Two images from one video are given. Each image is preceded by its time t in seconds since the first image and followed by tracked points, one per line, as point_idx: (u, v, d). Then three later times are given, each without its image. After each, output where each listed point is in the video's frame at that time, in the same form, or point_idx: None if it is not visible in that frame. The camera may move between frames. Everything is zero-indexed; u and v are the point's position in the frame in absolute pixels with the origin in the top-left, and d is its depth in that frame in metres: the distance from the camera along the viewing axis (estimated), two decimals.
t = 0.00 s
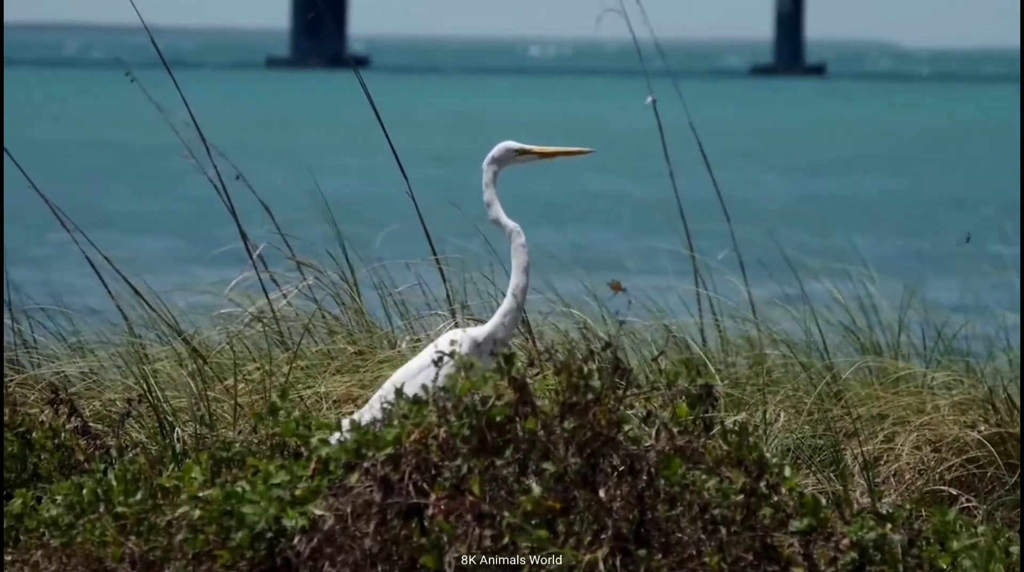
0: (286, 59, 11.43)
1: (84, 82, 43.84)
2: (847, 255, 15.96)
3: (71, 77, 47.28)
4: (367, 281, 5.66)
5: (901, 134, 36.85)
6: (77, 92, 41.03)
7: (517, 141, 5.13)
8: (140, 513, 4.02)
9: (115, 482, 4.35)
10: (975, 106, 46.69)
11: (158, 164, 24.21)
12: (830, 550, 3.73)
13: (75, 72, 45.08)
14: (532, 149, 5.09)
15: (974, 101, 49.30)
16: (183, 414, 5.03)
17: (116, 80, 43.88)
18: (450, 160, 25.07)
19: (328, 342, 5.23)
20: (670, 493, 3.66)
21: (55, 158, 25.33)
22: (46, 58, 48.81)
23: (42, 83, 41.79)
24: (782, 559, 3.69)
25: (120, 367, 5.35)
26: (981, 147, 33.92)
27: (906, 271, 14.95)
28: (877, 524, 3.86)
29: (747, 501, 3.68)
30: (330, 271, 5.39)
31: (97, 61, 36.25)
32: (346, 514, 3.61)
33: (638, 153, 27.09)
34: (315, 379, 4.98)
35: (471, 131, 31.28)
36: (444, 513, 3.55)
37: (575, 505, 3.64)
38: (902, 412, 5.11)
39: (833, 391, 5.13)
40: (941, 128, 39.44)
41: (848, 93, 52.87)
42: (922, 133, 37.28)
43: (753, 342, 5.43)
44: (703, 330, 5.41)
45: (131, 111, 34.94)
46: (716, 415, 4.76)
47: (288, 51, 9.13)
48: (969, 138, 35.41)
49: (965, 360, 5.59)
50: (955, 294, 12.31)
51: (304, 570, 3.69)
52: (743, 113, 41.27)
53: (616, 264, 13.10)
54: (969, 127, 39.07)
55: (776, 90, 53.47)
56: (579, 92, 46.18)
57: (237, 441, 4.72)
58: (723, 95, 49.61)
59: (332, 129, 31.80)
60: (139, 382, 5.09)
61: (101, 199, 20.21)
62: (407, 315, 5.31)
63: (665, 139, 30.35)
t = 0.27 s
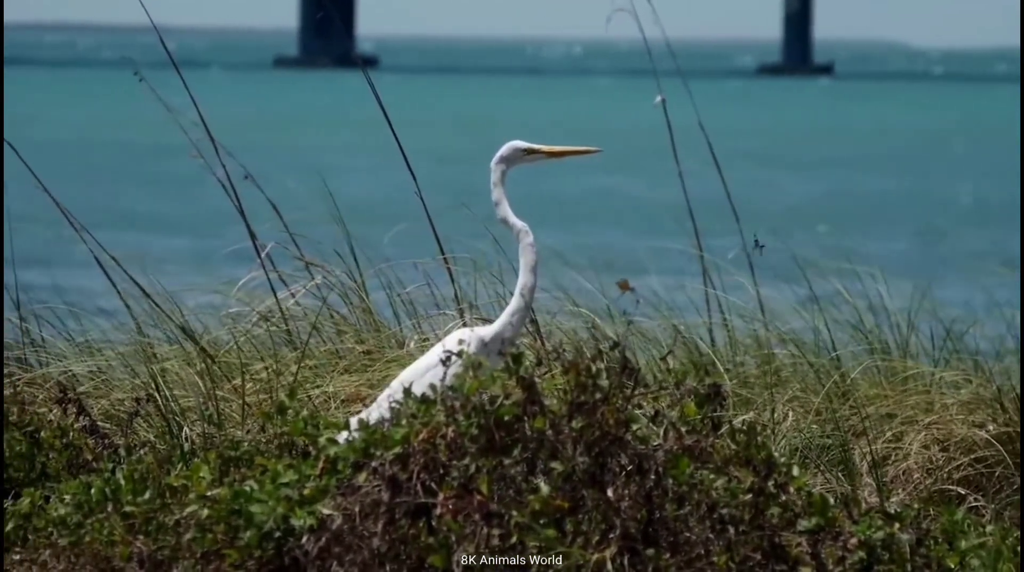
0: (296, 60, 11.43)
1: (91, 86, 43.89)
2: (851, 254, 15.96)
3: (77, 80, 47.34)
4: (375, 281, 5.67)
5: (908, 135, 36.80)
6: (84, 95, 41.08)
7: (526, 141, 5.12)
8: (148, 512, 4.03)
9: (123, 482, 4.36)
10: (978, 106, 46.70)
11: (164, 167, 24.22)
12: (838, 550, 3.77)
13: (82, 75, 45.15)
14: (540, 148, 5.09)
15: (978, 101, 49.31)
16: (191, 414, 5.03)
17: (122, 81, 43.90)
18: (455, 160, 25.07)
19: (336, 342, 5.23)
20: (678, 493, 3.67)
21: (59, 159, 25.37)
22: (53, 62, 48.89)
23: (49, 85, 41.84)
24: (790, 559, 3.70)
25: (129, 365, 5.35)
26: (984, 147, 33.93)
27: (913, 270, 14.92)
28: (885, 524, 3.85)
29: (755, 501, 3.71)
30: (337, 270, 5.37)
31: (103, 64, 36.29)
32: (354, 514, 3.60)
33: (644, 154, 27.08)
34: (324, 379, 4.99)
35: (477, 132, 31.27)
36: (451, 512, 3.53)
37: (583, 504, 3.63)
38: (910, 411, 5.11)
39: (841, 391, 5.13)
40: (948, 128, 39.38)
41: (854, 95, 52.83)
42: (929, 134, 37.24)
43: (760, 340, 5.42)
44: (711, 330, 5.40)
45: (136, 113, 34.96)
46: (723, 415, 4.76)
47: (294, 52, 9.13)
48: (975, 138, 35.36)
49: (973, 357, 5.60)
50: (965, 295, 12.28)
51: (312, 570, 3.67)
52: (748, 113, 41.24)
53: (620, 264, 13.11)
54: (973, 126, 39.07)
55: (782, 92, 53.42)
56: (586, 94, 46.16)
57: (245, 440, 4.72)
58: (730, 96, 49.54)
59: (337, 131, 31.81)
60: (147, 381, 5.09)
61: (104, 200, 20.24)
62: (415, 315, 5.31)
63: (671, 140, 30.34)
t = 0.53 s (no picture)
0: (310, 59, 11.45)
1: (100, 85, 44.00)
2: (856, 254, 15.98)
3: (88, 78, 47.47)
4: (392, 282, 5.70)
5: (916, 135, 36.71)
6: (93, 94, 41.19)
7: (541, 141, 5.14)
8: (162, 513, 4.06)
9: (136, 482, 4.35)
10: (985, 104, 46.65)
11: (173, 166, 24.28)
12: (852, 550, 3.81)
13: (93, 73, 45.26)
14: (556, 149, 5.10)
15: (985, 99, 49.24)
16: (205, 414, 5.01)
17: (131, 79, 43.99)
18: (461, 160, 25.11)
19: (351, 342, 5.23)
20: (691, 493, 3.75)
21: (64, 159, 25.44)
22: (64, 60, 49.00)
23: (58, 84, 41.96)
24: (804, 559, 3.78)
25: (145, 365, 5.34)
26: (989, 145, 33.92)
27: (922, 272, 14.88)
28: (900, 524, 3.92)
29: (768, 501, 3.79)
30: (352, 270, 5.38)
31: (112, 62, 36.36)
32: (368, 514, 3.67)
33: (651, 154, 27.07)
34: (339, 379, 4.99)
35: (483, 132, 31.28)
36: (466, 513, 3.62)
37: (597, 505, 3.72)
38: (925, 412, 5.12)
39: (855, 391, 5.13)
40: (957, 127, 39.24)
41: (864, 95, 52.66)
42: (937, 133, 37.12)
43: (775, 341, 5.42)
44: (726, 331, 5.42)
45: (143, 112, 35.04)
46: (739, 415, 4.77)
47: (310, 52, 9.14)
48: (984, 137, 35.25)
49: (988, 357, 5.60)
50: (977, 297, 12.25)
51: (326, 570, 3.71)
52: (756, 112, 41.17)
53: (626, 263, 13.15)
54: (978, 125, 39.04)
55: (790, 92, 53.40)
56: (594, 93, 46.09)
57: (260, 441, 4.71)
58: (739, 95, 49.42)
59: (344, 130, 31.84)
60: (161, 382, 5.08)
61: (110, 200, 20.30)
62: (430, 315, 5.31)
63: (678, 141, 30.31)
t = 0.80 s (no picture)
0: (331, 59, 11.47)
1: (118, 86, 44.24)
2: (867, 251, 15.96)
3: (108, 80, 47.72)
4: (411, 279, 5.69)
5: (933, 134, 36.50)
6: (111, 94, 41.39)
7: (561, 142, 5.16)
8: (183, 512, 4.05)
9: (157, 483, 4.36)
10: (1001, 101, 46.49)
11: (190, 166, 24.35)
12: (872, 550, 3.80)
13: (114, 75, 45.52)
14: (576, 149, 5.12)
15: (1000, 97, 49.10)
16: (225, 413, 5.02)
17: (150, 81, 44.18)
18: (472, 159, 25.13)
19: (370, 342, 5.22)
20: (712, 493, 3.75)
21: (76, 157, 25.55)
22: (84, 61, 49.29)
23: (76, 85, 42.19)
24: (824, 559, 3.80)
25: (164, 364, 5.33)
26: (1001, 143, 33.82)
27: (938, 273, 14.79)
28: (919, 525, 3.96)
29: (788, 502, 3.79)
30: (372, 270, 5.40)
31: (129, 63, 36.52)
32: (388, 514, 3.66)
33: (664, 153, 27.03)
34: (358, 379, 4.99)
35: (494, 132, 31.27)
36: (485, 513, 3.60)
37: (617, 505, 3.73)
38: (945, 412, 5.12)
39: (875, 392, 5.13)
40: (975, 126, 38.99)
41: (879, 95, 52.54)
42: (954, 132, 36.89)
43: (795, 340, 5.42)
44: (746, 331, 5.42)
45: (154, 112, 35.16)
46: (758, 414, 4.77)
47: (333, 53, 9.15)
48: (1002, 133, 34.99)
49: (1006, 358, 5.63)
50: (998, 298, 12.16)
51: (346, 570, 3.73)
52: (772, 112, 41.02)
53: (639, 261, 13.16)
54: (992, 122, 38.91)
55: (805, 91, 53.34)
56: (609, 93, 46.02)
57: (280, 441, 4.71)
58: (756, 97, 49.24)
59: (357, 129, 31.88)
60: (181, 382, 5.09)
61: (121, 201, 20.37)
62: (449, 315, 5.32)
63: (692, 141, 30.25)
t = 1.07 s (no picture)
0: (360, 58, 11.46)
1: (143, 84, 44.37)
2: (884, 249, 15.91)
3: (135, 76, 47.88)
4: (443, 283, 5.68)
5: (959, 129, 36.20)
6: (135, 93, 41.53)
7: (593, 142, 5.15)
8: (213, 513, 4.03)
9: (188, 483, 4.34)
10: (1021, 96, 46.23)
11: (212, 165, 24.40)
12: (904, 551, 3.83)
13: (139, 74, 45.57)
14: (607, 150, 5.12)
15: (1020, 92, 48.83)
16: (256, 414, 5.02)
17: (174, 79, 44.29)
18: (487, 159, 25.13)
19: (401, 344, 5.24)
20: (743, 494, 3.80)
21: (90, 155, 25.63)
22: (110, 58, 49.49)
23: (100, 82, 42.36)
24: (855, 560, 3.82)
25: (195, 366, 5.34)
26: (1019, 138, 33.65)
27: (962, 275, 14.68)
28: (951, 526, 3.96)
29: (820, 503, 3.85)
30: (403, 270, 5.42)
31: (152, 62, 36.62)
32: (419, 515, 3.69)
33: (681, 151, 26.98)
34: (390, 380, 4.99)
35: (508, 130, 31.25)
36: (517, 513, 3.67)
37: (648, 506, 3.78)
38: (976, 413, 5.11)
39: (906, 393, 5.13)
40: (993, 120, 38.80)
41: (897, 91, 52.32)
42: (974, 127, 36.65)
43: (826, 342, 5.42)
44: (778, 332, 5.43)
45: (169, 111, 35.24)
46: (789, 416, 4.76)
47: (365, 51, 9.15)
48: None
49: None
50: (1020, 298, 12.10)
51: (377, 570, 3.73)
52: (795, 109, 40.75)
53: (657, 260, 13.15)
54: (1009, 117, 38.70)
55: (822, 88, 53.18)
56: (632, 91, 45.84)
57: (312, 442, 4.70)
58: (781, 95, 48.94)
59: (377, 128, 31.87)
60: (213, 383, 5.08)
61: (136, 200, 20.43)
62: (480, 315, 5.35)
63: (712, 140, 30.13)
